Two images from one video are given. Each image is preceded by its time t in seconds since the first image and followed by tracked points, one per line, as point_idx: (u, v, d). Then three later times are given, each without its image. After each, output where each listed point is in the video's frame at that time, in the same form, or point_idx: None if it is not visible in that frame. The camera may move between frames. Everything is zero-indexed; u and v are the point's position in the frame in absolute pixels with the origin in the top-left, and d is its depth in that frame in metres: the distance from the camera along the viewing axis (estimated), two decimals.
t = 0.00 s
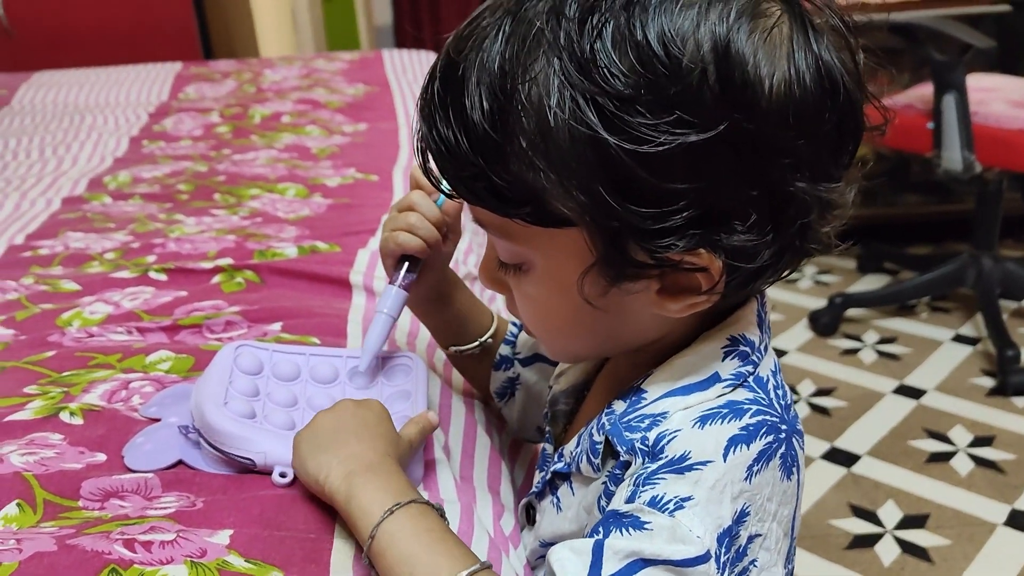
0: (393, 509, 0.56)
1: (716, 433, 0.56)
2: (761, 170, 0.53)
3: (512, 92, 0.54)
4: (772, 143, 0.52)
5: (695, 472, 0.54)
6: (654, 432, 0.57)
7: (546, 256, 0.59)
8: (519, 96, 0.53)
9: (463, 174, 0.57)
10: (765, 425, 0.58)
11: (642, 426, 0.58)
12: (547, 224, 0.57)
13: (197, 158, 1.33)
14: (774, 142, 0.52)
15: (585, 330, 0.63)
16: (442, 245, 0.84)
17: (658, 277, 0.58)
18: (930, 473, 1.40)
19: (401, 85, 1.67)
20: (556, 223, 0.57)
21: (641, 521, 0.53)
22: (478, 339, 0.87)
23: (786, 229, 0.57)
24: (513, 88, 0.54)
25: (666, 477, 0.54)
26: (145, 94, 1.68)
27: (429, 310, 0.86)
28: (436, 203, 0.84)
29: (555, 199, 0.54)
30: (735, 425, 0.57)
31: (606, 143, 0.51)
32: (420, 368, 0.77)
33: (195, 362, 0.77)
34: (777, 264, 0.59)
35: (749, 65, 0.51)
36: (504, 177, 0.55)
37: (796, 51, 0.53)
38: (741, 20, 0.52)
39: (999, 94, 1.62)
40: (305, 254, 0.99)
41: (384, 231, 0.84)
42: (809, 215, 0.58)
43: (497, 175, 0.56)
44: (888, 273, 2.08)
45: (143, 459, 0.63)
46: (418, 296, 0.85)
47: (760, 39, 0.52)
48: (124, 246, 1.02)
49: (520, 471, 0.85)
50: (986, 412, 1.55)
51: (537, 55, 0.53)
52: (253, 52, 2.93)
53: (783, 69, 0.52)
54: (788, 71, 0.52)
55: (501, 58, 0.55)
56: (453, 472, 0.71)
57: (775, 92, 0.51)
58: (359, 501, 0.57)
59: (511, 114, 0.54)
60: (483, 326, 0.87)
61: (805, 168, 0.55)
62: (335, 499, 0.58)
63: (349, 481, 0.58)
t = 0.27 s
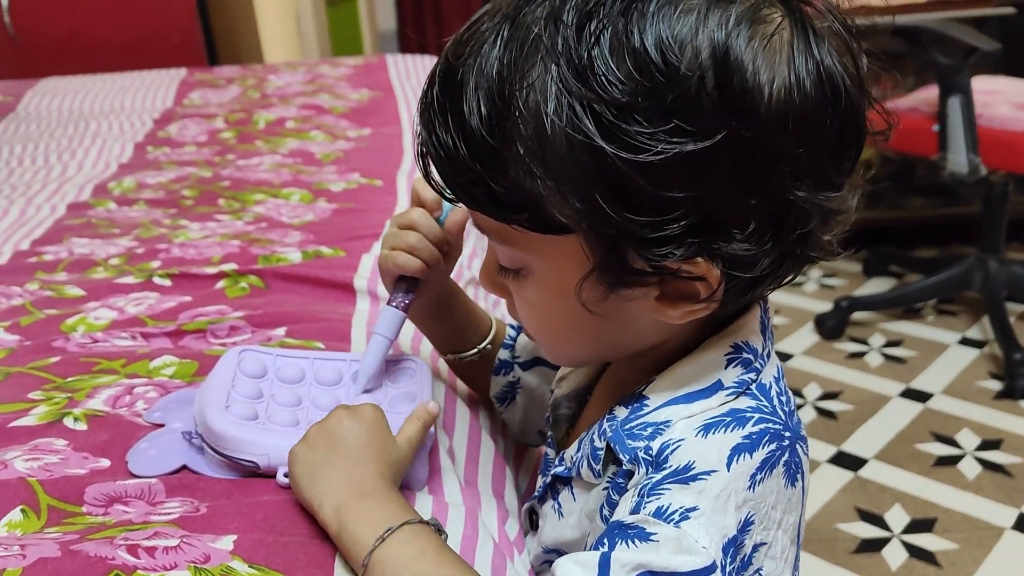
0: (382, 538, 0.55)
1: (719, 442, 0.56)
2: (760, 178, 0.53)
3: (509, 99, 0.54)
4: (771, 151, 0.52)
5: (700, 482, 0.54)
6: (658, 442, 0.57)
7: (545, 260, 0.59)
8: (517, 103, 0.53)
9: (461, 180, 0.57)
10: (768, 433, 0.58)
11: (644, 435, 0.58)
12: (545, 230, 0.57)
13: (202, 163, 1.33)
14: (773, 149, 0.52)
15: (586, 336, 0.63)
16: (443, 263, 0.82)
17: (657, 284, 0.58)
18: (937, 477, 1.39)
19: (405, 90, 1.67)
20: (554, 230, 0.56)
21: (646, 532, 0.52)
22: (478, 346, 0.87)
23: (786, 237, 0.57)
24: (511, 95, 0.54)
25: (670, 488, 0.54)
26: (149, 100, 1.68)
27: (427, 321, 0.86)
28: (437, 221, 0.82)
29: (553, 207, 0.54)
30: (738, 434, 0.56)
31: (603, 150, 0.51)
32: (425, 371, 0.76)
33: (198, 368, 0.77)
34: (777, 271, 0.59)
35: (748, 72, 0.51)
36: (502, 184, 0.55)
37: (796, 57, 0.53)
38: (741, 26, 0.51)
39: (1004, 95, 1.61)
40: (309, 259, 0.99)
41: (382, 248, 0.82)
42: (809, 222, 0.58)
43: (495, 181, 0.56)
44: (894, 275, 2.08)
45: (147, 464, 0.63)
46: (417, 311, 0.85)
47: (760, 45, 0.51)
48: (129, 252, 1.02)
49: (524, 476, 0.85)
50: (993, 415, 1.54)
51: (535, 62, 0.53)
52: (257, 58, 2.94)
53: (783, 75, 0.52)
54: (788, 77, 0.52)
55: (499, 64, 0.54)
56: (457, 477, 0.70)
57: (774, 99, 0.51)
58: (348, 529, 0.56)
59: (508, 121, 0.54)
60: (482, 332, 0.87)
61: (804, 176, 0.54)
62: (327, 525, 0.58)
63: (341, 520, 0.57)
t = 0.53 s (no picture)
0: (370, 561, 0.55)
1: (725, 438, 0.56)
2: (764, 182, 0.53)
3: (512, 105, 0.54)
4: (774, 155, 0.52)
5: (706, 479, 0.54)
6: (663, 439, 0.57)
7: (548, 265, 0.59)
8: (519, 108, 0.53)
9: (464, 186, 0.57)
10: (772, 430, 0.57)
11: (650, 433, 0.58)
12: (548, 234, 0.57)
13: (206, 167, 1.34)
14: (776, 154, 0.52)
15: (589, 338, 0.63)
16: (439, 263, 0.83)
17: (660, 287, 0.57)
18: (943, 479, 1.39)
19: (409, 93, 1.68)
20: (557, 233, 0.56)
21: (653, 529, 0.52)
22: (476, 350, 0.86)
23: (789, 240, 0.57)
24: (513, 101, 0.54)
25: (676, 485, 0.54)
26: (154, 104, 1.68)
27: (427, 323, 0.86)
28: (431, 221, 0.83)
29: (557, 212, 0.54)
30: (743, 431, 0.56)
31: (607, 156, 0.51)
32: (427, 373, 0.76)
33: (202, 370, 0.77)
34: (780, 273, 0.59)
35: (751, 77, 0.51)
36: (506, 190, 0.55)
37: (798, 61, 0.53)
38: (743, 31, 0.51)
39: (1009, 96, 1.61)
40: (312, 262, 0.99)
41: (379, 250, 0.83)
42: (812, 226, 0.57)
43: (498, 187, 0.56)
44: (899, 277, 2.07)
45: (150, 467, 0.63)
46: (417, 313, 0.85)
47: (762, 50, 0.51)
48: (133, 256, 1.02)
49: (528, 478, 0.85)
50: (1000, 417, 1.54)
51: (538, 68, 0.53)
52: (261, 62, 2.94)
53: (786, 79, 0.52)
54: (790, 81, 0.52)
55: (502, 70, 0.54)
56: (461, 478, 0.70)
57: (776, 103, 0.51)
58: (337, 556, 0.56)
59: (511, 126, 0.54)
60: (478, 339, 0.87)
61: (808, 179, 0.54)
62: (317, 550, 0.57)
63: (330, 547, 0.56)
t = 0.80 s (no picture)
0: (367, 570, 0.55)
1: (727, 426, 0.56)
2: (768, 178, 0.53)
3: (516, 103, 0.53)
4: (779, 150, 0.52)
5: (709, 466, 0.54)
6: (665, 429, 0.57)
7: (553, 263, 0.59)
8: (523, 107, 0.53)
9: (468, 185, 0.57)
10: (775, 417, 0.58)
11: (652, 424, 0.58)
12: (553, 233, 0.57)
13: (209, 169, 1.34)
14: (780, 149, 0.52)
15: (594, 336, 0.63)
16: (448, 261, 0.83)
17: (665, 283, 0.58)
18: (948, 480, 1.38)
19: (411, 94, 1.68)
20: (563, 232, 0.56)
21: (657, 518, 0.53)
22: (481, 350, 0.86)
23: (794, 235, 0.57)
24: (517, 99, 0.53)
25: (679, 473, 0.54)
26: (157, 107, 1.69)
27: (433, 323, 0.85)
28: (441, 219, 0.83)
29: (562, 210, 0.54)
30: (745, 418, 0.57)
31: (612, 153, 0.51)
32: (430, 374, 0.76)
33: (205, 372, 0.77)
34: (787, 268, 0.59)
35: (755, 72, 0.51)
36: (511, 189, 0.55)
37: (801, 55, 0.53)
38: (747, 27, 0.51)
39: (1013, 96, 1.61)
40: (315, 264, 0.99)
41: (387, 248, 0.83)
42: (816, 221, 0.57)
43: (502, 186, 0.55)
44: (903, 278, 2.06)
45: (153, 469, 0.63)
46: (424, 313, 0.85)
47: (766, 45, 0.51)
48: (136, 258, 1.02)
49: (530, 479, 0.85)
50: (1005, 418, 1.53)
51: (541, 66, 0.53)
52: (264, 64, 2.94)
53: (789, 74, 0.52)
54: (794, 76, 0.52)
55: (505, 68, 0.54)
56: (464, 479, 0.70)
57: (780, 98, 0.51)
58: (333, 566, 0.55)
59: (515, 125, 0.53)
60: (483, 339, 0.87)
61: (812, 174, 0.54)
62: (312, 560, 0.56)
63: (326, 558, 0.56)
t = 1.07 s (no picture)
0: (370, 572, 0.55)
1: (728, 424, 0.56)
2: (776, 181, 0.53)
3: (522, 108, 0.53)
4: (787, 153, 0.52)
5: (710, 464, 0.54)
6: (666, 427, 0.57)
7: (558, 266, 0.59)
8: (529, 113, 0.53)
9: (474, 191, 0.57)
10: (776, 414, 0.58)
11: (653, 423, 0.58)
12: (560, 237, 0.57)
13: (212, 171, 1.34)
14: (788, 152, 0.52)
15: (598, 338, 0.63)
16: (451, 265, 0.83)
17: (671, 286, 0.58)
18: (951, 482, 1.38)
19: (414, 97, 1.68)
20: (571, 236, 0.56)
21: (659, 517, 0.52)
22: (485, 352, 0.87)
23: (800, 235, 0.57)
24: (523, 104, 0.53)
25: (680, 472, 0.54)
26: (160, 109, 1.69)
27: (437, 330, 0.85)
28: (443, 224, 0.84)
29: (569, 215, 0.54)
30: (746, 416, 0.57)
31: (621, 158, 0.51)
32: (433, 376, 0.76)
33: (208, 374, 0.77)
34: (792, 268, 0.59)
35: (762, 75, 0.51)
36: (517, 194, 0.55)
37: (806, 57, 0.53)
38: (753, 30, 0.51)
39: (1016, 98, 1.61)
40: (318, 266, 1.00)
41: (391, 255, 0.83)
42: (821, 222, 0.58)
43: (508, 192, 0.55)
44: (906, 279, 2.06)
45: (156, 470, 0.63)
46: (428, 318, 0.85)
47: (772, 48, 0.51)
48: (139, 260, 1.02)
49: (533, 481, 0.84)
50: (1008, 420, 1.53)
51: (547, 71, 0.52)
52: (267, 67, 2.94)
53: (795, 77, 0.52)
54: (799, 78, 0.52)
55: (509, 73, 0.54)
56: (467, 481, 0.70)
57: (787, 101, 0.51)
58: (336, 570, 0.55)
59: (520, 131, 0.53)
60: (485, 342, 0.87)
61: (818, 176, 0.55)
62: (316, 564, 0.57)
63: (329, 560, 0.56)
